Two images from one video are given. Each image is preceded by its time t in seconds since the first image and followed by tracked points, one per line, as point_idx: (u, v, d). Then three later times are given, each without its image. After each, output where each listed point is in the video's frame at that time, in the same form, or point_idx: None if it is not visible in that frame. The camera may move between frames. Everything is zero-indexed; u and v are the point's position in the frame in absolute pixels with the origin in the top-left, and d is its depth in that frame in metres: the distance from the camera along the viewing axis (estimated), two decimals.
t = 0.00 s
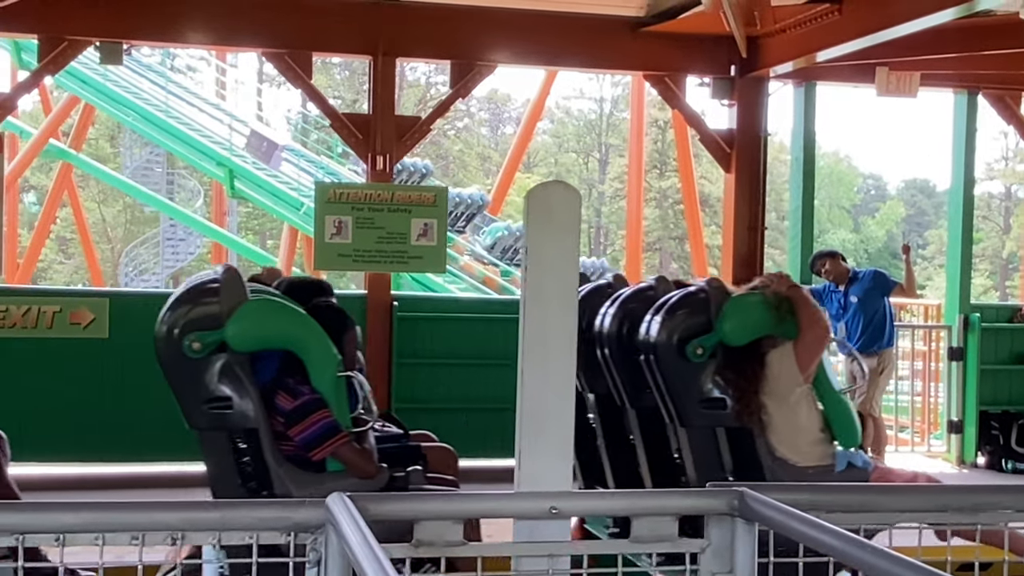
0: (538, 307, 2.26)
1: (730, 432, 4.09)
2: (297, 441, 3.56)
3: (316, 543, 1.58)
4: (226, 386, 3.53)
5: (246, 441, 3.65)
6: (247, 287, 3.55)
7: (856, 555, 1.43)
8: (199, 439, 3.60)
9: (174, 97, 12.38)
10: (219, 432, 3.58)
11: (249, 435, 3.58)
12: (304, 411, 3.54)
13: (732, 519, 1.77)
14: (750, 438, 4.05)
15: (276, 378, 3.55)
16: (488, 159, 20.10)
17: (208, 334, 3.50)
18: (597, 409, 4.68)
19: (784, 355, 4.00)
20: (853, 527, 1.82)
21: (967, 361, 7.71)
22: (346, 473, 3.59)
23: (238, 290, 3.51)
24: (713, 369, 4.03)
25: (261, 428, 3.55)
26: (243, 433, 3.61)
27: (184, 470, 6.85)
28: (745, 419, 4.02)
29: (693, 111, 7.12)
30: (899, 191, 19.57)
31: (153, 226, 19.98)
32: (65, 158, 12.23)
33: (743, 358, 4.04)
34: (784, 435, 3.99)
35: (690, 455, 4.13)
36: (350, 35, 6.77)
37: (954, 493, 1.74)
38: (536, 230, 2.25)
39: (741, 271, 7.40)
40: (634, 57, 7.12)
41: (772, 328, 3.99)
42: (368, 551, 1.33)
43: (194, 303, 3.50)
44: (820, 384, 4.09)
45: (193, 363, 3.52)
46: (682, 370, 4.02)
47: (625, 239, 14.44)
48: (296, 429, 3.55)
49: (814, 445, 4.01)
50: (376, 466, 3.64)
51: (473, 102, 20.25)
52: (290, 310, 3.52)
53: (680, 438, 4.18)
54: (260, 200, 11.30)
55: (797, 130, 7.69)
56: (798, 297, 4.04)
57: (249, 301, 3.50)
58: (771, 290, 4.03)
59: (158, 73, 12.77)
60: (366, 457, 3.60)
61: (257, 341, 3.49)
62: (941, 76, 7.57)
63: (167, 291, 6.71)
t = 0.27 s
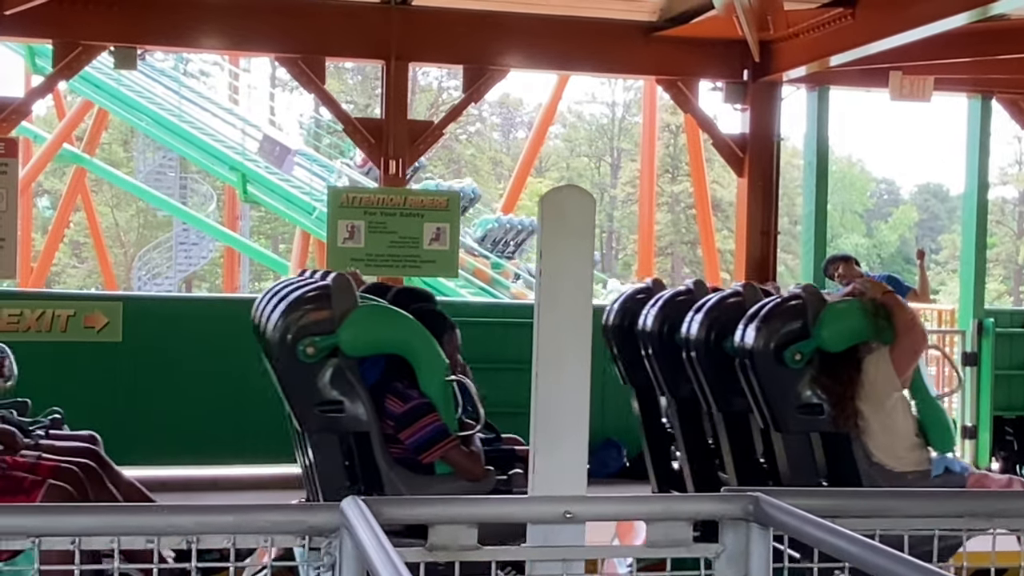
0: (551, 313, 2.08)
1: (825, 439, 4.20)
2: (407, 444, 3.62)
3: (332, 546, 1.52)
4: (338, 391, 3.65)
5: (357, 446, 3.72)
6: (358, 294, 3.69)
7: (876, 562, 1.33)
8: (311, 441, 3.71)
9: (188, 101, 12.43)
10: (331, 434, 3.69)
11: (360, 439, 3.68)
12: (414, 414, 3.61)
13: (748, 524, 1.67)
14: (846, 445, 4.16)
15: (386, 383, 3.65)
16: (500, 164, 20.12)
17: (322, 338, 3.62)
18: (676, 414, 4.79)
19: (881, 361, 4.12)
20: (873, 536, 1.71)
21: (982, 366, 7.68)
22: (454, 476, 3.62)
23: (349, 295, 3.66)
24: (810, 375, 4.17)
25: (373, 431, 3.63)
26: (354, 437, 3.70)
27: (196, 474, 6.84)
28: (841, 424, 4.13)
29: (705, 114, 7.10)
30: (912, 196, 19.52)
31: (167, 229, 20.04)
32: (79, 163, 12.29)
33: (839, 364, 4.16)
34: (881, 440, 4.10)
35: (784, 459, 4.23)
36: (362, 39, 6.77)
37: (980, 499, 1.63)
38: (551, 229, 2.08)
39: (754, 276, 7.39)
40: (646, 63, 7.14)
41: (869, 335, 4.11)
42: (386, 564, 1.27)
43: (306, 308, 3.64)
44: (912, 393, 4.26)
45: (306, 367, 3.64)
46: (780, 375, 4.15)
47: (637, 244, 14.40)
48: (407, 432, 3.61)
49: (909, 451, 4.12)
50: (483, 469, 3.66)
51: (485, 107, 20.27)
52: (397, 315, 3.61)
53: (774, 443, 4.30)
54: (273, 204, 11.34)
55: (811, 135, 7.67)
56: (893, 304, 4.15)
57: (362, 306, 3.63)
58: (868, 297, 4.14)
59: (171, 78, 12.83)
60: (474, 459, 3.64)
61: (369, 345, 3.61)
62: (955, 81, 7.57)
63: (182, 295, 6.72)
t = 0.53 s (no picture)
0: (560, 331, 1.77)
1: (910, 444, 4.01)
2: (503, 448, 3.56)
3: (347, 551, 1.50)
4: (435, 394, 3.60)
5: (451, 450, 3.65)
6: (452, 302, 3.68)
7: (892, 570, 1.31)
8: (406, 445, 3.65)
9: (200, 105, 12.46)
10: (425, 439, 3.62)
11: (454, 444, 3.62)
12: (509, 418, 3.56)
13: (761, 529, 1.66)
14: (933, 450, 3.97)
15: (481, 387, 3.60)
16: (511, 168, 20.14)
17: (419, 342, 3.59)
18: (747, 420, 4.68)
19: (971, 368, 3.89)
20: (886, 541, 1.70)
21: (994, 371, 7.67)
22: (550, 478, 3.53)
23: (444, 303, 3.64)
24: (897, 380, 3.98)
25: (470, 435, 3.57)
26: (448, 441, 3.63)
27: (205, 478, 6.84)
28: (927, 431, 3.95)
29: (717, 119, 7.11)
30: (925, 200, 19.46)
31: (179, 233, 20.08)
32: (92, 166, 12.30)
33: (925, 368, 3.96)
34: (969, 447, 3.91)
35: (867, 465, 4.06)
36: (373, 43, 6.77)
37: (986, 504, 1.61)
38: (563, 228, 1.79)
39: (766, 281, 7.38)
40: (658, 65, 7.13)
41: (957, 341, 3.88)
42: (400, 567, 1.25)
43: (401, 313, 3.60)
44: (1002, 397, 4.09)
45: (405, 373, 3.59)
46: (867, 381, 3.95)
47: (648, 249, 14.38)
48: (503, 435, 3.56)
49: (998, 457, 3.92)
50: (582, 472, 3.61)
51: (496, 111, 20.28)
52: (483, 318, 3.57)
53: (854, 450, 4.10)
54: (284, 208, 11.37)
55: (823, 139, 7.67)
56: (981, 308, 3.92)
57: (457, 312, 3.59)
58: (955, 301, 3.91)
59: (183, 82, 12.88)
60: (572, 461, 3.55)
61: (466, 350, 3.55)
62: (968, 85, 7.54)
63: (192, 299, 6.74)
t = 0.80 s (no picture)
0: (574, 319, 2.04)
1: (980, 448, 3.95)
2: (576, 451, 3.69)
3: (357, 552, 1.50)
4: (508, 398, 3.65)
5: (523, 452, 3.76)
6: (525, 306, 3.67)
7: (903, 573, 1.30)
8: (479, 447, 3.73)
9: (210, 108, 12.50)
10: (498, 441, 3.71)
11: (527, 444, 3.72)
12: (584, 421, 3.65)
13: (772, 531, 1.65)
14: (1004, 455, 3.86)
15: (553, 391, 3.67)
16: (520, 170, 20.13)
17: (493, 346, 3.62)
18: (802, 422, 4.67)
19: None
20: (900, 543, 1.68)
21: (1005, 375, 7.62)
22: (624, 480, 3.75)
23: (517, 308, 3.63)
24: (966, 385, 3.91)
25: (543, 437, 3.67)
26: (521, 443, 3.73)
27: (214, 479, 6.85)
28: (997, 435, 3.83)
29: (728, 121, 7.11)
30: (936, 203, 19.38)
31: (190, 235, 20.13)
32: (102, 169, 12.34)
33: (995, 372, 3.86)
34: None
35: (936, 469, 4.00)
36: (384, 46, 6.78)
37: (998, 507, 1.60)
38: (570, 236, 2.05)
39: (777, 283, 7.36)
40: (668, 68, 7.13)
41: None
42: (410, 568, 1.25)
43: (475, 317, 3.61)
44: None
45: (479, 374, 3.62)
46: (933, 385, 3.91)
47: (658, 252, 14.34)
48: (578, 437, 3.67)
49: None
50: (651, 475, 3.79)
51: (506, 113, 20.27)
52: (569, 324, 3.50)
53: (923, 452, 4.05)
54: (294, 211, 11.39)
55: (833, 141, 7.67)
56: None
57: (531, 315, 3.60)
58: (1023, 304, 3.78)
59: (194, 85, 12.92)
60: (643, 465, 3.76)
61: (538, 356, 3.55)
62: (979, 87, 7.52)
63: (201, 301, 6.75)
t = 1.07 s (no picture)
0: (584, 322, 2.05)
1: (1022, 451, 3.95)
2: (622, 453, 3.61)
3: (366, 554, 1.50)
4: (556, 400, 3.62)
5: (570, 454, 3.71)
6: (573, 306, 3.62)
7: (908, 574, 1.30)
8: (524, 448, 3.68)
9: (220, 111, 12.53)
10: (545, 443, 3.65)
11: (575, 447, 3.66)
12: (633, 423, 3.58)
13: (780, 534, 1.64)
14: None
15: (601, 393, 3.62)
16: (529, 172, 20.17)
17: (543, 349, 3.58)
18: (841, 424, 4.66)
19: None
20: (909, 546, 1.68)
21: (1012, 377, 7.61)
22: (670, 483, 3.65)
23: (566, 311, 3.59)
24: (1010, 388, 3.91)
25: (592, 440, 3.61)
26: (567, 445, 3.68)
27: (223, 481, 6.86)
28: None
29: (737, 123, 7.11)
30: (946, 205, 19.32)
31: (199, 238, 20.18)
32: (113, 172, 12.39)
33: None
34: None
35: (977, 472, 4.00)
36: (394, 49, 6.78)
37: (1008, 511, 1.60)
38: (582, 238, 2.05)
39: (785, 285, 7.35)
40: (678, 71, 7.13)
41: None
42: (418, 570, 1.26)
43: (524, 321, 3.57)
44: None
45: (528, 377, 3.58)
46: (977, 388, 3.89)
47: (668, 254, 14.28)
48: (625, 439, 3.59)
49: None
50: (699, 477, 3.70)
51: (515, 115, 20.29)
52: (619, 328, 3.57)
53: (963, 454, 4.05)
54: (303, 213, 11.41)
55: (843, 143, 7.66)
56: None
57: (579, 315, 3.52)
58: None
59: (204, 88, 12.97)
60: (690, 467, 3.65)
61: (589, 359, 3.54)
62: (990, 88, 7.49)
63: (210, 304, 6.77)
